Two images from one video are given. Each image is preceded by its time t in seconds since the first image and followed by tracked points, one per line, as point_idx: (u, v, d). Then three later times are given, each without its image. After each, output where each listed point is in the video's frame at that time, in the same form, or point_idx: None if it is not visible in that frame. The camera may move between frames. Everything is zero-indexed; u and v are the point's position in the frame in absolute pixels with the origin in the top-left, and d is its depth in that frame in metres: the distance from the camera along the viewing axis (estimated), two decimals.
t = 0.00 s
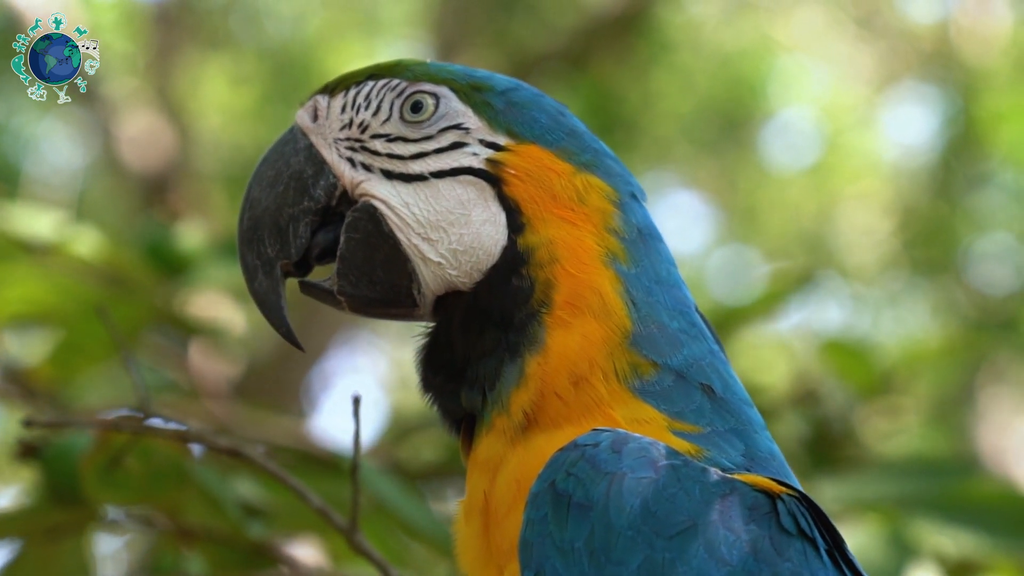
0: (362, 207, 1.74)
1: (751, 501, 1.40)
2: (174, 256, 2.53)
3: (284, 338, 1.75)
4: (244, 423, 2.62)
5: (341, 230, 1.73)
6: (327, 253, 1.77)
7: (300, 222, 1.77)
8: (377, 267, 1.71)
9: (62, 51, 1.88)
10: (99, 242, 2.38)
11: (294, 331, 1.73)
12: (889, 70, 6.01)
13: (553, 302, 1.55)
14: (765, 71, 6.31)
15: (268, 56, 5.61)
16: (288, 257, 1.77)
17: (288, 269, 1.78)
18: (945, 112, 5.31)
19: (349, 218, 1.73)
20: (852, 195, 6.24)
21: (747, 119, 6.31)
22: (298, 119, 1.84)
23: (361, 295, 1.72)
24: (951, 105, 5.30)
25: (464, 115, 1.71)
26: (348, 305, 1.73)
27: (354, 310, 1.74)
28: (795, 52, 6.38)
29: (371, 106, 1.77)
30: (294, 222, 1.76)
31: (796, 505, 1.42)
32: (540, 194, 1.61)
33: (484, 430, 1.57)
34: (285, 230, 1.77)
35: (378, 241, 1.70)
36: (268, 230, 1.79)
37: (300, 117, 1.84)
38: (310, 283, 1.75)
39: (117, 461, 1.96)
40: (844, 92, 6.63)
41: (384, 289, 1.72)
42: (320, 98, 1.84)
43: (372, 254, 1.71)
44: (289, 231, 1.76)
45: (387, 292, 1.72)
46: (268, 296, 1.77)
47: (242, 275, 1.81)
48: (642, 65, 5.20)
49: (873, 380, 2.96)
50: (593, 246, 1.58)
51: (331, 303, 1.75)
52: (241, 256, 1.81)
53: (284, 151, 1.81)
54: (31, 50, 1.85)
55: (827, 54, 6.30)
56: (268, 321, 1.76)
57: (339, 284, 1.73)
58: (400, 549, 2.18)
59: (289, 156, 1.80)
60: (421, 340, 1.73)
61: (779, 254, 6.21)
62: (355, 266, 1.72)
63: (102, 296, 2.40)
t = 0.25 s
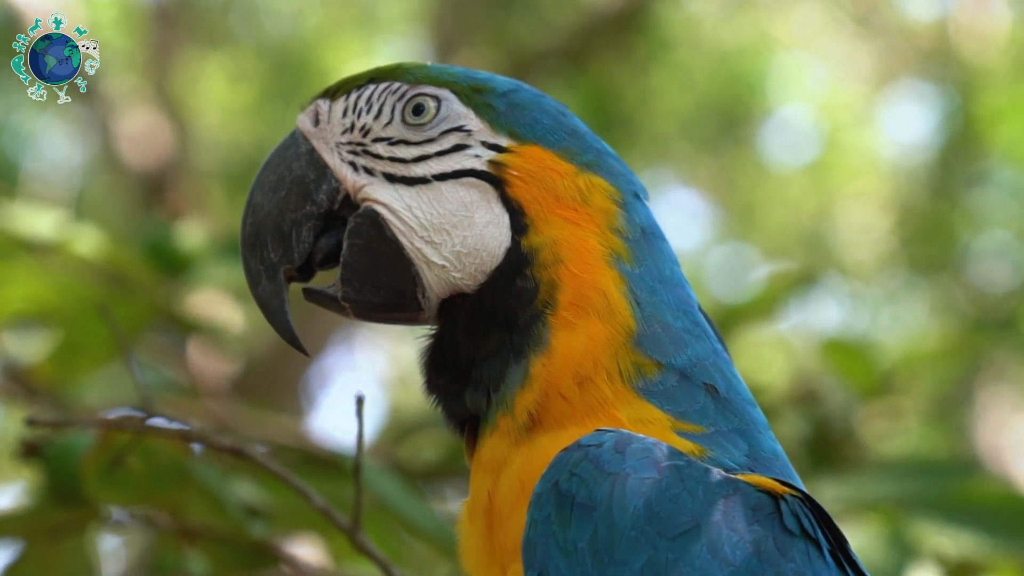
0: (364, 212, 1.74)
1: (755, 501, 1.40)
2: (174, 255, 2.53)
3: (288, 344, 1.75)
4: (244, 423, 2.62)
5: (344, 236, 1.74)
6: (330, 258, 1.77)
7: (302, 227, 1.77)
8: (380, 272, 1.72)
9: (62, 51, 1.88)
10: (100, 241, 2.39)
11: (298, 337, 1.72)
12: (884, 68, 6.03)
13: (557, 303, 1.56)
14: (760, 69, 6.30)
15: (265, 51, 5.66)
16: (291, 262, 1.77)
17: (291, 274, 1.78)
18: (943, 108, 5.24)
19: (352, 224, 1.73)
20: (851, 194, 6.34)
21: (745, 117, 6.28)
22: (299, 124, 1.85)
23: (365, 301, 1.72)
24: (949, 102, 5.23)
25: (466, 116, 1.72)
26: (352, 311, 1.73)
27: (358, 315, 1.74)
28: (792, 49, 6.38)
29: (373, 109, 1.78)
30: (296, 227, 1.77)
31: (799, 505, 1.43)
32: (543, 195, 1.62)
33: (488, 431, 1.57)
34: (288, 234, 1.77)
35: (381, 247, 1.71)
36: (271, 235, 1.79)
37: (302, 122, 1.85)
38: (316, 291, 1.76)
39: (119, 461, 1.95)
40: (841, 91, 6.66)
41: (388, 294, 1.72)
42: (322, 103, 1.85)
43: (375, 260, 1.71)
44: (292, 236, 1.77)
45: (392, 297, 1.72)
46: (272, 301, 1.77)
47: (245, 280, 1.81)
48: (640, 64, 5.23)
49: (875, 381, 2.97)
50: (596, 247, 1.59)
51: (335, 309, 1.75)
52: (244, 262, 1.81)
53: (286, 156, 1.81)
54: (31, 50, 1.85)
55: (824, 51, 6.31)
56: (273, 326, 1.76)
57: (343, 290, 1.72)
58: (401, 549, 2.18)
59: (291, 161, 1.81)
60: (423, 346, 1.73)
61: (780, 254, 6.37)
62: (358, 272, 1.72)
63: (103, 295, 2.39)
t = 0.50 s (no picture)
0: (366, 235, 1.73)
1: (763, 500, 1.39)
2: (176, 253, 2.51)
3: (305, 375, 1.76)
4: (246, 420, 2.62)
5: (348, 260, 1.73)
6: (335, 283, 1.78)
7: (304, 256, 1.77)
8: (389, 293, 1.72)
9: (62, 51, 1.88)
10: (103, 238, 2.39)
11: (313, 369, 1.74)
12: (882, 66, 5.93)
13: (565, 308, 1.56)
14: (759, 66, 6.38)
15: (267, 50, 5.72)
16: (297, 293, 1.78)
17: (299, 304, 1.79)
18: (942, 107, 5.29)
19: (354, 248, 1.72)
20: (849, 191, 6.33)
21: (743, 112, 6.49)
22: (287, 151, 1.82)
23: (377, 324, 1.72)
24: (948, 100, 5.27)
25: (457, 130, 1.70)
26: (365, 334, 1.74)
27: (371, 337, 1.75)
28: (789, 46, 6.33)
29: (361, 131, 1.74)
30: (298, 257, 1.77)
31: (807, 504, 1.42)
32: (545, 200, 1.61)
33: (496, 437, 1.57)
34: (290, 266, 1.78)
35: (386, 269, 1.70)
36: (274, 268, 1.79)
37: (289, 149, 1.82)
38: (327, 318, 1.77)
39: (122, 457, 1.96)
40: (840, 90, 6.62)
41: (399, 313, 1.72)
42: (306, 127, 1.81)
43: (382, 282, 1.71)
44: (295, 267, 1.77)
45: (403, 316, 1.72)
46: (283, 334, 1.79)
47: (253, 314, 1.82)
48: (638, 62, 5.32)
49: (876, 381, 2.96)
50: (601, 249, 1.58)
51: (348, 334, 1.76)
52: (250, 297, 1.82)
53: (278, 185, 1.80)
54: (31, 50, 1.85)
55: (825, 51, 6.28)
56: (286, 357, 1.77)
57: (353, 315, 1.73)
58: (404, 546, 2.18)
59: (284, 190, 1.80)
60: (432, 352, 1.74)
61: (778, 250, 6.32)
62: (366, 295, 1.72)
63: (106, 293, 2.41)
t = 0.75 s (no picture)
0: (361, 265, 1.72)
1: (773, 496, 1.40)
2: (179, 249, 2.50)
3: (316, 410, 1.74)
4: (249, 417, 2.62)
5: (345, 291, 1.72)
6: (334, 315, 1.77)
7: (301, 292, 1.76)
8: (391, 319, 1.71)
9: (62, 51, 1.87)
10: (106, 234, 2.36)
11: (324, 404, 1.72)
12: (883, 63, 5.72)
13: (567, 316, 1.55)
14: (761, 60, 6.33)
15: (267, 45, 5.76)
16: (298, 329, 1.77)
17: (301, 340, 1.77)
18: (939, 103, 5.29)
19: (351, 279, 1.71)
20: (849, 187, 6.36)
21: (743, 109, 6.47)
22: (268, 189, 1.80)
23: (382, 350, 1.70)
24: (948, 95, 5.28)
25: (441, 150, 1.68)
26: (371, 363, 1.72)
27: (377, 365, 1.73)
28: (790, 42, 6.18)
29: (344, 161, 1.73)
30: (295, 294, 1.76)
31: (817, 500, 1.42)
32: (537, 209, 1.60)
33: (503, 449, 1.57)
34: (288, 304, 1.76)
35: (386, 296, 1.69)
36: (270, 307, 1.77)
37: (271, 187, 1.79)
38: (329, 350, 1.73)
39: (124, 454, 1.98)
40: (842, 84, 6.35)
41: (403, 337, 1.71)
42: (285, 164, 1.79)
43: (382, 310, 1.70)
44: (292, 304, 1.76)
45: (408, 339, 1.70)
46: (288, 372, 1.77)
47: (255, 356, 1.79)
48: (639, 57, 5.45)
49: (878, 374, 2.92)
50: (598, 252, 1.58)
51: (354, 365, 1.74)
52: (249, 339, 1.79)
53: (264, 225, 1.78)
54: (31, 50, 1.85)
55: (823, 43, 6.04)
56: (294, 395, 1.75)
57: (357, 345, 1.71)
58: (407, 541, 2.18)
59: (271, 229, 1.78)
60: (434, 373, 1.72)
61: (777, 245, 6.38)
62: (368, 324, 1.71)
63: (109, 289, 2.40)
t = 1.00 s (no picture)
0: (350, 289, 1.68)
1: (787, 492, 1.40)
2: (183, 245, 2.52)
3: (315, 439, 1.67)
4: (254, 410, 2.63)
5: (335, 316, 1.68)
6: (326, 341, 1.72)
7: (291, 320, 1.70)
8: (384, 340, 1.67)
9: (62, 51, 1.87)
10: (109, 228, 2.39)
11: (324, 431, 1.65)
12: (885, 58, 5.96)
13: (566, 330, 1.53)
14: (762, 55, 6.78)
15: (271, 43, 5.95)
16: (290, 358, 1.70)
17: (294, 370, 1.71)
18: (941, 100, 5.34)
19: (340, 303, 1.67)
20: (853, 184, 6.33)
21: (743, 104, 6.95)
22: (249, 218, 1.74)
23: (377, 374, 1.66)
24: (950, 91, 5.34)
25: (424, 168, 1.66)
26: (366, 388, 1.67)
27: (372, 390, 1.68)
28: (792, 38, 6.70)
29: (326, 186, 1.68)
30: (285, 322, 1.70)
31: (832, 495, 1.42)
32: (526, 222, 1.59)
33: (508, 464, 1.55)
34: (278, 332, 1.70)
35: (377, 318, 1.65)
36: (260, 337, 1.71)
37: (251, 216, 1.73)
38: (322, 376, 1.68)
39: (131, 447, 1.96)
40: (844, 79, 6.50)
41: (399, 358, 1.66)
42: (265, 192, 1.74)
43: (376, 332, 1.66)
44: (283, 333, 1.70)
45: (403, 361, 1.66)
46: (283, 402, 1.70)
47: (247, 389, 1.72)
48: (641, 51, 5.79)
49: (881, 364, 2.89)
50: (591, 262, 1.57)
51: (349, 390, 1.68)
52: (239, 370, 1.72)
53: (248, 255, 1.72)
54: (31, 50, 1.85)
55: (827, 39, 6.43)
56: (292, 426, 1.67)
57: (352, 370, 1.66)
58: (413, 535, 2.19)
59: (255, 258, 1.72)
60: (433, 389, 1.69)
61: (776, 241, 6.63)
62: (362, 348, 1.67)
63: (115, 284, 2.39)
